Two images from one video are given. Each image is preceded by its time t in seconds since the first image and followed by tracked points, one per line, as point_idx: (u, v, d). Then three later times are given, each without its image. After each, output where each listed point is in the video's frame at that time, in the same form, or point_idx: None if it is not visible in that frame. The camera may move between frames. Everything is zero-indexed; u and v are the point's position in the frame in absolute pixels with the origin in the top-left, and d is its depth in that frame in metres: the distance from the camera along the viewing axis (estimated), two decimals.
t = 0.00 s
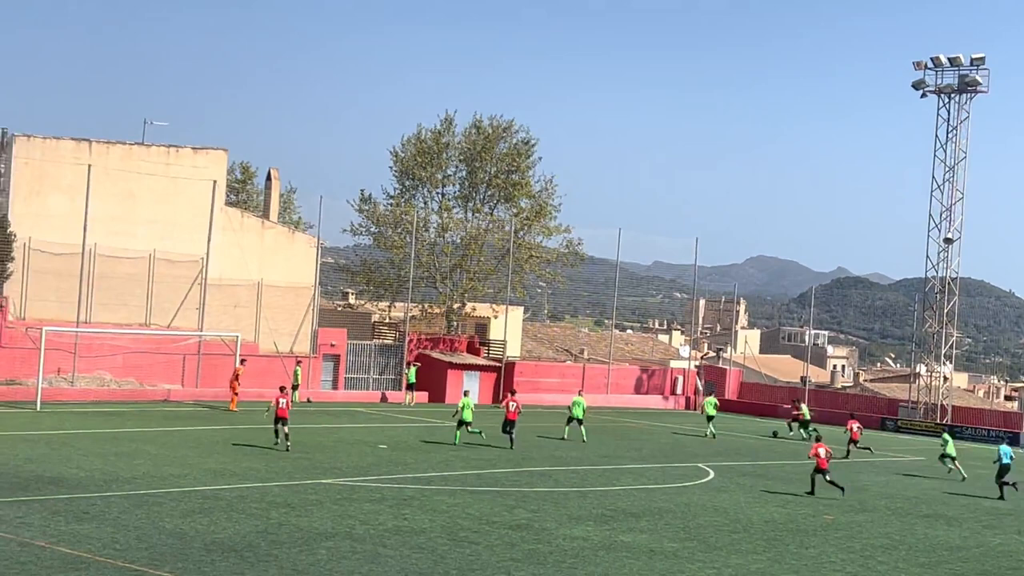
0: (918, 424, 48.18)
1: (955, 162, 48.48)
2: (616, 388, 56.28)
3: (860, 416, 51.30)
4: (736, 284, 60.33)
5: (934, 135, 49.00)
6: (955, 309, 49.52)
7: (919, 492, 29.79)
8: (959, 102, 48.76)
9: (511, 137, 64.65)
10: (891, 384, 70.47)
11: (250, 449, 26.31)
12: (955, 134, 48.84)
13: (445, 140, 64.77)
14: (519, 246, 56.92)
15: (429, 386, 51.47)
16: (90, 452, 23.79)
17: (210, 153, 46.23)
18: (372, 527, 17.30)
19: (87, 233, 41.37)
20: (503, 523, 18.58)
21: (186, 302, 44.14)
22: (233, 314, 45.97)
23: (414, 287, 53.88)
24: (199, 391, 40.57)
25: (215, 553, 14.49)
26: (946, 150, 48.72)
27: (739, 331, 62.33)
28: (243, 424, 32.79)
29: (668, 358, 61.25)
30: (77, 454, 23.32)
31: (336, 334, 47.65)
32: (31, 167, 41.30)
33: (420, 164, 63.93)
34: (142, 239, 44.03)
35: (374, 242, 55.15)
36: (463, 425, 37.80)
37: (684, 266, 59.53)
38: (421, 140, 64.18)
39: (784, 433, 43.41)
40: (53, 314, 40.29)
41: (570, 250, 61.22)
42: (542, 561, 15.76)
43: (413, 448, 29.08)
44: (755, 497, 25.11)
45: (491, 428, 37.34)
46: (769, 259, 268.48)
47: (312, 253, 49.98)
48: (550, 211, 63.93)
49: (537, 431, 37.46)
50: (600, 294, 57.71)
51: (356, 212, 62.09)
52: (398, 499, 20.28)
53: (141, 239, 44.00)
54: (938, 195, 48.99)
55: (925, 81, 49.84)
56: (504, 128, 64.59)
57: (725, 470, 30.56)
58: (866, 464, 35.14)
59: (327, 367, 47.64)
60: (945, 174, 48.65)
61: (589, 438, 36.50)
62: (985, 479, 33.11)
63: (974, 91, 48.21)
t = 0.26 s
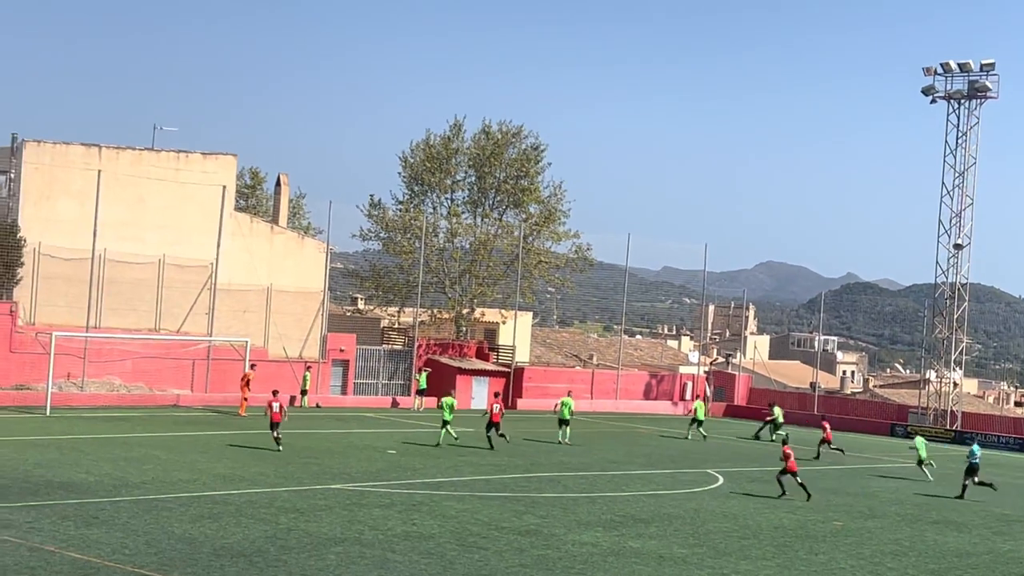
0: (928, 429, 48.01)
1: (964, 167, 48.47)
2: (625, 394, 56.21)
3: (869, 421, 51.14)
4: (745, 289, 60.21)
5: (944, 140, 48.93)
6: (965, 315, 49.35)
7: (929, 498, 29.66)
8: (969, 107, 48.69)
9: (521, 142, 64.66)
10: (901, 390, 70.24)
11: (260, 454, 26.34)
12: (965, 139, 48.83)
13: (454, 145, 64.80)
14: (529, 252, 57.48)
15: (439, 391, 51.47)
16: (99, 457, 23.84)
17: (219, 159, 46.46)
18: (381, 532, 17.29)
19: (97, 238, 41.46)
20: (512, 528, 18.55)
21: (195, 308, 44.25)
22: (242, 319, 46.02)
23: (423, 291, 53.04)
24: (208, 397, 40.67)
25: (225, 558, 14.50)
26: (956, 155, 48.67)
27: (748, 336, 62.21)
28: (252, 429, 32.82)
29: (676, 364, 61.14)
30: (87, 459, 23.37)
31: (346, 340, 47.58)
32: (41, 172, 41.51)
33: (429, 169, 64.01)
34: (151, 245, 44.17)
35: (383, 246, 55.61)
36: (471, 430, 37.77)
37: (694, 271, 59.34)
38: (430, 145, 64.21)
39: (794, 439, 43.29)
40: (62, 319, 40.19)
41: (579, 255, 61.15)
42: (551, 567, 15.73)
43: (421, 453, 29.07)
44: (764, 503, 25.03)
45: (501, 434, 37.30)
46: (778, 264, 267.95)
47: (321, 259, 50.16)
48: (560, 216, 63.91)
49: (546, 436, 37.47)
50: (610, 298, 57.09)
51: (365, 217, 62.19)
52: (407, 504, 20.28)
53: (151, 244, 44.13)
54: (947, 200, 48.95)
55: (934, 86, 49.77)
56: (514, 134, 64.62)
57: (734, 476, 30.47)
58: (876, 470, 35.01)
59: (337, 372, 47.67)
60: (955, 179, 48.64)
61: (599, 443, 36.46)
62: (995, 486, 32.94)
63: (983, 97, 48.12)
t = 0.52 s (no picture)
0: (932, 434, 47.96)
1: (968, 172, 48.92)
2: (629, 399, 56.16)
3: (873, 427, 51.05)
4: (749, 294, 60.16)
5: (948, 145, 49.42)
6: (969, 320, 49.32)
7: (934, 503, 29.61)
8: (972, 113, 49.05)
9: (525, 147, 64.72)
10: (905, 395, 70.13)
11: (263, 459, 26.36)
12: (969, 144, 49.31)
13: (458, 150, 64.85)
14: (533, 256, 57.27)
15: (442, 396, 51.46)
16: (103, 462, 23.86)
17: (224, 163, 46.60)
18: (385, 537, 17.29)
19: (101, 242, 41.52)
20: (516, 533, 18.55)
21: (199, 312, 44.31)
22: (245, 323, 46.06)
23: (426, 296, 53.97)
24: (212, 401, 40.72)
25: (229, 563, 14.49)
26: (960, 160, 49.10)
27: (751, 341, 62.16)
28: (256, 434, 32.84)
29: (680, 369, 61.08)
30: (90, 463, 23.39)
31: (350, 344, 47.88)
32: (45, 177, 41.55)
33: (433, 174, 64.08)
34: (156, 250, 44.19)
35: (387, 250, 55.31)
36: (475, 435, 37.75)
37: (698, 276, 59.30)
38: (433, 150, 64.29)
39: (798, 444, 43.24)
40: (67, 323, 40.32)
41: (583, 260, 61.09)
42: (555, 571, 15.71)
43: (425, 458, 29.08)
44: (768, 508, 25.00)
45: (505, 439, 37.27)
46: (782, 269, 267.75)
47: (325, 263, 50.19)
48: (563, 221, 63.92)
49: (550, 441, 37.46)
50: (613, 303, 57.47)
51: (368, 222, 62.20)
52: (411, 509, 20.28)
53: (155, 249, 44.14)
54: (951, 205, 49.37)
55: (938, 91, 49.77)
56: (518, 138, 64.67)
57: (738, 481, 30.44)
58: (880, 475, 34.96)
59: (340, 377, 47.68)
60: (959, 184, 49.13)
61: (602, 448, 36.45)
62: (999, 491, 32.88)
63: (987, 102, 48.11)
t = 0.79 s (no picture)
0: (936, 440, 47.90)
1: (972, 177, 48.63)
2: (633, 404, 56.14)
3: (877, 432, 50.98)
4: (753, 299, 60.10)
5: (953, 150, 49.24)
6: (973, 325, 49.24)
7: (937, 509, 29.52)
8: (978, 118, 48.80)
9: (529, 152, 64.72)
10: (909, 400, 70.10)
11: (267, 464, 26.34)
12: (973, 150, 49.30)
13: (461, 155, 64.91)
14: (537, 262, 57.67)
15: (446, 402, 51.44)
16: (107, 467, 23.85)
17: (228, 169, 46.55)
18: (389, 542, 17.28)
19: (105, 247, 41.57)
20: (520, 539, 18.52)
21: (203, 317, 44.33)
22: (249, 329, 46.08)
23: (431, 302, 53.47)
24: (216, 407, 40.74)
25: (232, 568, 14.48)
26: (965, 165, 48.80)
27: (755, 346, 62.07)
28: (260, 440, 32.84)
29: (684, 374, 61.10)
30: (95, 469, 23.39)
31: (353, 349, 47.67)
32: (49, 182, 41.59)
33: (437, 179, 64.12)
34: (159, 255, 44.27)
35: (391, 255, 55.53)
36: (479, 441, 37.73)
37: (702, 281, 59.26)
38: (437, 155, 64.35)
39: (802, 450, 43.16)
40: (71, 328, 40.36)
41: (587, 265, 61.07)
42: None
43: (429, 464, 29.05)
44: (772, 514, 24.95)
45: (509, 444, 37.23)
46: (786, 274, 267.49)
47: (329, 268, 50.20)
48: (567, 226, 63.91)
49: (554, 446, 37.43)
50: (617, 308, 57.42)
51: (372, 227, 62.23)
52: (415, 514, 20.26)
53: (158, 254, 44.22)
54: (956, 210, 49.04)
55: (942, 96, 49.71)
56: (522, 144, 64.68)
57: (743, 487, 30.37)
58: (884, 481, 34.87)
59: (345, 382, 47.69)
60: (962, 189, 48.79)
61: (606, 453, 36.40)
62: (1004, 496, 32.80)
63: (991, 107, 48.04)
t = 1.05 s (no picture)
0: (941, 445, 47.83)
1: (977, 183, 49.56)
2: (637, 409, 56.10)
3: (882, 437, 50.90)
4: (758, 304, 60.06)
5: (958, 156, 50.21)
6: (978, 330, 49.16)
7: (942, 514, 29.43)
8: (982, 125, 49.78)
9: (533, 157, 64.73)
10: (914, 405, 70.02)
11: (272, 470, 26.33)
12: (978, 156, 49.46)
13: (466, 160, 64.94)
14: (541, 266, 58.15)
15: (451, 407, 51.45)
16: (112, 472, 23.87)
17: (232, 173, 46.62)
18: (394, 548, 17.27)
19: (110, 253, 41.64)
20: (525, 544, 18.50)
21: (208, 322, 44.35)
22: (254, 334, 46.08)
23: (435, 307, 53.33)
24: (221, 412, 40.77)
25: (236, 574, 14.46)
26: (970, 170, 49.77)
27: (760, 351, 62.02)
28: (265, 445, 32.87)
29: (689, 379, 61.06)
30: (100, 474, 23.40)
31: (358, 354, 47.61)
32: (55, 188, 41.68)
33: (441, 184, 64.18)
34: (164, 260, 44.32)
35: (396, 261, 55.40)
36: (484, 446, 37.71)
37: (707, 286, 59.14)
38: (442, 160, 64.41)
39: (807, 455, 43.10)
40: (76, 334, 40.41)
41: (591, 270, 61.05)
42: None
43: (434, 469, 29.05)
44: (776, 519, 24.91)
45: (514, 449, 37.21)
46: (790, 279, 267.24)
47: (334, 274, 50.24)
48: (572, 231, 63.89)
49: (559, 451, 37.40)
50: (623, 313, 56.75)
51: (377, 232, 62.28)
52: (420, 519, 20.25)
53: (163, 260, 44.28)
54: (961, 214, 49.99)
55: (947, 102, 49.72)
56: (526, 149, 64.68)
57: (748, 492, 30.31)
58: (889, 486, 34.79)
59: (349, 387, 47.71)
60: (968, 194, 49.75)
61: (611, 458, 36.37)
62: (1009, 501, 32.69)
63: (996, 112, 48.04)
